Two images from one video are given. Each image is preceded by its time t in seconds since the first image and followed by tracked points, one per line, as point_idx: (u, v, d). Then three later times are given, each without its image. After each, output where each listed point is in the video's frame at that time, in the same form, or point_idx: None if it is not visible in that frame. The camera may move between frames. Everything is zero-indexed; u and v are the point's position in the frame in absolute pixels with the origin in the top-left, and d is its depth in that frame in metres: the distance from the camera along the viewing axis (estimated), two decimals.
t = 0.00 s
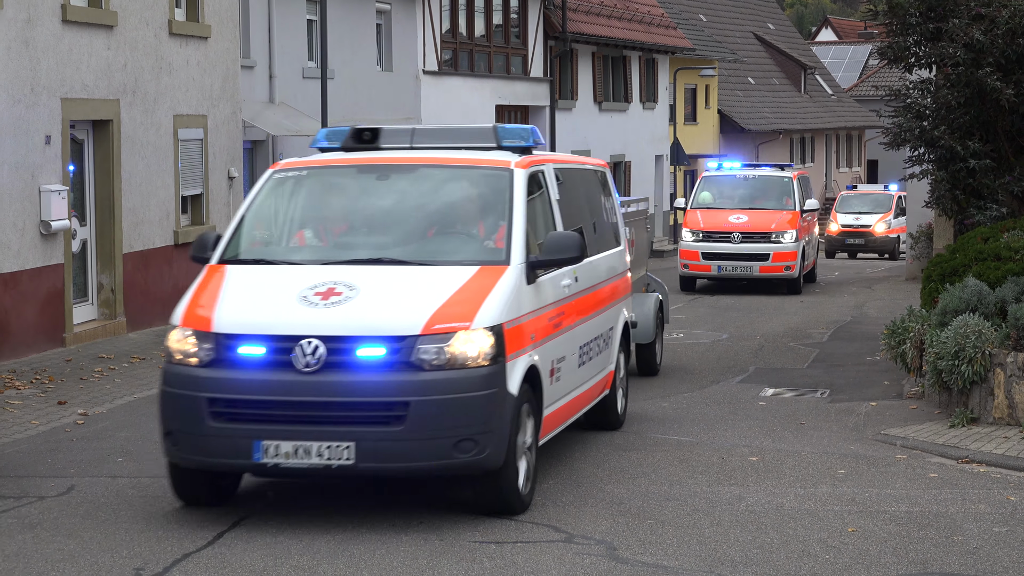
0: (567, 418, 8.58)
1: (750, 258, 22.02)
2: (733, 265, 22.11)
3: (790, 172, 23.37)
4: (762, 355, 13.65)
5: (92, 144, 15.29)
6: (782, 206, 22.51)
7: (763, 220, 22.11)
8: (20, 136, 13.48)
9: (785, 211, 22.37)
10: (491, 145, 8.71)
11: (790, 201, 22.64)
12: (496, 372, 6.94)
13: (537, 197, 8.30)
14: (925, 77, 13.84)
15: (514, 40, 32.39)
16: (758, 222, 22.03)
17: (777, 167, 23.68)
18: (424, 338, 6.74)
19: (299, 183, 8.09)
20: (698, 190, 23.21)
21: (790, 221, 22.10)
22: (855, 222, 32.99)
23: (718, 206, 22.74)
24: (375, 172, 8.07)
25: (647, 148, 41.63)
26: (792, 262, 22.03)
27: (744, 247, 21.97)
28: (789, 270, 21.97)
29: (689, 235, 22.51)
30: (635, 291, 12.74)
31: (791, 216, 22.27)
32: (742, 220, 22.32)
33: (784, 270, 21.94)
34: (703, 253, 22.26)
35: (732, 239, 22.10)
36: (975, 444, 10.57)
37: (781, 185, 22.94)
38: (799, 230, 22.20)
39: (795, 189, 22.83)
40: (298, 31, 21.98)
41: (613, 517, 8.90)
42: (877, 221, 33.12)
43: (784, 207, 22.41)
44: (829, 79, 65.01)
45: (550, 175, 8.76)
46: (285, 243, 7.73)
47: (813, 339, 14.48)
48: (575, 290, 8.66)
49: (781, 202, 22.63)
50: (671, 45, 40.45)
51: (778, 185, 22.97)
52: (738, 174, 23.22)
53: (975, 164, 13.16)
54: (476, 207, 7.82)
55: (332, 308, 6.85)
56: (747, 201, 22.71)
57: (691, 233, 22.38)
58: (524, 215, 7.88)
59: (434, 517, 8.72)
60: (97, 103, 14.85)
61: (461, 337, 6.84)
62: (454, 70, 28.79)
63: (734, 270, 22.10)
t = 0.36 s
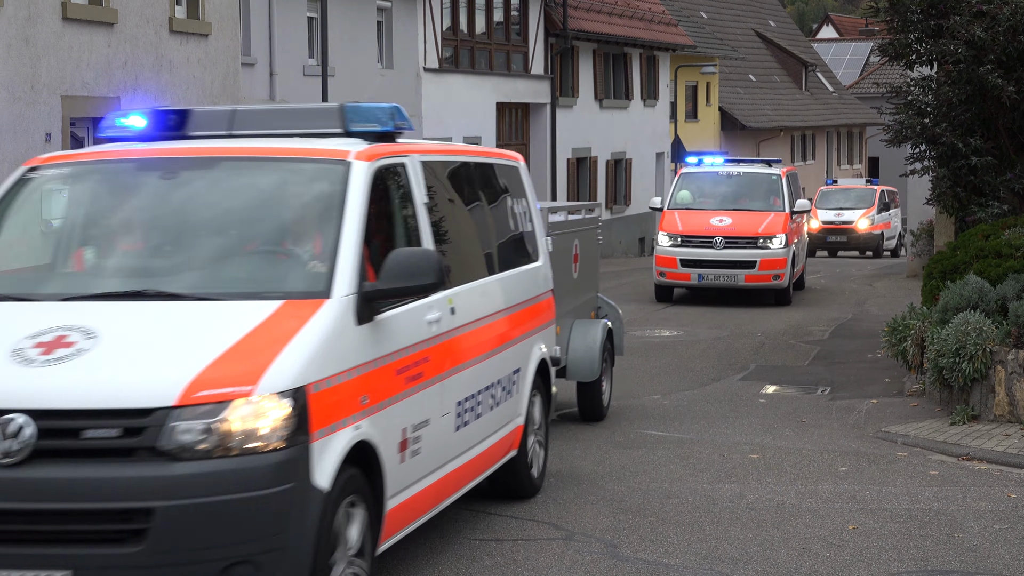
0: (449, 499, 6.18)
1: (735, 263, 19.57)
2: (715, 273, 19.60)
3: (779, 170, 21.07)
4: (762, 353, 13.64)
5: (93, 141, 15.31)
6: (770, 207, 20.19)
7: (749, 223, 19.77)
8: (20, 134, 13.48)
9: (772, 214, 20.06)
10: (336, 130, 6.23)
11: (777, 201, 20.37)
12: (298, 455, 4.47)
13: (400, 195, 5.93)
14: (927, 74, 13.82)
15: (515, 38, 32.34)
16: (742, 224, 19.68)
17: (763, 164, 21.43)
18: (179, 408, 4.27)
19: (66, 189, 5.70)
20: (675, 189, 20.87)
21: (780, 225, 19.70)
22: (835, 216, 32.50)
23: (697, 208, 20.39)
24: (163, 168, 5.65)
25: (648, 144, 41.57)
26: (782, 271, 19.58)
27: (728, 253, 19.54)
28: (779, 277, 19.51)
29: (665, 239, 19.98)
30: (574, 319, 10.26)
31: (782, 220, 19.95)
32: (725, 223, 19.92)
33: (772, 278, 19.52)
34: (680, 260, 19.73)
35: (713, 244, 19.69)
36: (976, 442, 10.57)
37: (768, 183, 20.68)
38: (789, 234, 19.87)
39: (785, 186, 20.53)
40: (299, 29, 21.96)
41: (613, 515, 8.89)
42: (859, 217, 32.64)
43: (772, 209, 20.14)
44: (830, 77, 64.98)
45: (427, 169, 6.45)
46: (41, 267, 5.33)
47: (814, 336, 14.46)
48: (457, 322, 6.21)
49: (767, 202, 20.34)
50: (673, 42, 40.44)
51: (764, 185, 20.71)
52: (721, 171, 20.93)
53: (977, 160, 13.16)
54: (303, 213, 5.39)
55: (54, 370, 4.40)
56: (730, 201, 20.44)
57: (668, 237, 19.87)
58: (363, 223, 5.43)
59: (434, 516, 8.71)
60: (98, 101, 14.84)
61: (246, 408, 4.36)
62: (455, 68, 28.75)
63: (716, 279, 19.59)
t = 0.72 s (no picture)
0: None
1: (704, 273, 17.34)
2: (681, 284, 17.36)
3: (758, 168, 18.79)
4: (752, 351, 13.67)
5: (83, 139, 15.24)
6: (745, 211, 17.97)
7: (721, 227, 17.52)
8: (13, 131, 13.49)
9: (747, 216, 17.82)
10: None
11: (754, 204, 18.11)
12: None
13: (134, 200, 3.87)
14: (917, 74, 13.86)
15: (507, 35, 32.28)
16: (714, 229, 17.44)
17: (738, 162, 19.20)
18: None
19: None
20: (638, 188, 18.60)
21: (757, 230, 17.48)
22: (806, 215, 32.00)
23: (664, 210, 18.12)
24: None
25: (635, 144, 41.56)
26: (758, 281, 17.37)
27: (697, 261, 17.31)
28: (754, 289, 17.31)
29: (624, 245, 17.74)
30: (465, 354, 8.34)
31: (759, 224, 17.66)
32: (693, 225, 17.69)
33: (747, 290, 17.29)
34: (643, 269, 17.47)
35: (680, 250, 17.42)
36: (964, 441, 10.58)
37: (746, 182, 18.41)
38: (766, 241, 17.64)
39: (761, 188, 18.27)
40: (289, 26, 21.96)
41: (602, 514, 8.89)
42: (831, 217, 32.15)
43: (748, 212, 17.94)
44: (820, 76, 65.01)
45: (172, 159, 4.19)
46: None
47: (804, 335, 14.49)
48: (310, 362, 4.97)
49: (743, 203, 18.10)
50: (664, 40, 40.50)
51: (739, 183, 18.41)
52: (690, 170, 18.67)
53: (966, 160, 13.20)
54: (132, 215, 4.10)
55: None
56: (702, 202, 18.16)
57: (628, 243, 17.65)
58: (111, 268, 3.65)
59: (426, 513, 8.72)
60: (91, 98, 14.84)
61: None
62: (446, 65, 28.77)
63: (683, 291, 17.37)
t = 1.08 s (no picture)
0: None
1: (669, 281, 14.57)
2: (641, 295, 14.60)
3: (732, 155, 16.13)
4: (744, 354, 13.33)
5: (53, 138, 14.81)
6: (717, 208, 15.26)
7: (688, 227, 14.78)
8: None
9: (718, 213, 15.14)
10: None
11: (727, 199, 15.42)
12: None
13: None
14: (913, 68, 13.58)
15: (490, 27, 31.50)
16: (680, 229, 14.72)
17: (709, 150, 16.48)
18: None
19: None
20: (590, 183, 15.92)
21: (732, 232, 14.78)
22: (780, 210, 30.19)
23: (619, 208, 15.45)
24: None
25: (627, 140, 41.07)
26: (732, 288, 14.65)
27: (660, 267, 14.56)
28: (729, 300, 14.60)
29: (574, 249, 14.92)
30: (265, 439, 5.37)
31: (734, 222, 14.98)
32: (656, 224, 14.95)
33: (721, 301, 14.59)
34: (595, 278, 14.73)
35: (639, 253, 14.64)
36: (963, 446, 10.24)
37: (717, 173, 15.71)
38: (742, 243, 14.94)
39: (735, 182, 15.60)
40: (266, 18, 21.53)
41: (588, 521, 8.54)
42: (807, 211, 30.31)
43: (720, 208, 15.26)
44: (815, 69, 64.41)
45: None
46: None
47: (797, 337, 14.17)
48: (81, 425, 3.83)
49: (714, 198, 15.42)
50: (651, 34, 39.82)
51: (710, 174, 15.70)
52: (651, 162, 16.01)
53: (964, 156, 12.89)
54: None
55: None
56: (666, 197, 15.48)
57: (580, 247, 14.86)
58: None
59: (405, 520, 8.36)
60: (59, 92, 14.41)
61: None
62: (428, 58, 28.05)
63: (643, 303, 14.63)
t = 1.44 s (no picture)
0: None
1: (628, 317, 11.39)
2: (591, 335, 11.40)
3: (707, 158, 13.20)
4: (744, 363, 12.83)
5: (18, 136, 14.14)
6: (688, 226, 12.27)
7: (653, 250, 11.71)
8: None
9: (688, 232, 12.15)
10: None
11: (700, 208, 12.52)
12: None
13: None
14: (920, 64, 14.07)
15: (478, 20, 30.29)
16: (641, 254, 11.62)
17: (680, 149, 13.50)
18: None
19: None
20: (530, 193, 12.86)
21: (706, 257, 11.71)
22: (764, 213, 27.55)
23: (567, 225, 12.40)
24: None
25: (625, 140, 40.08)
26: (707, 325, 11.52)
27: (617, 301, 11.37)
28: (702, 340, 11.47)
29: (507, 277, 11.74)
30: None
31: (708, 243, 11.98)
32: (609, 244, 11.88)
33: (691, 343, 11.44)
34: (533, 313, 11.54)
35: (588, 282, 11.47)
36: (973, 459, 9.71)
37: (689, 180, 12.79)
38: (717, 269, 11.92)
39: (711, 191, 12.67)
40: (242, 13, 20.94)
41: (582, 538, 8.01)
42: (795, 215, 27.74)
43: (693, 224, 12.30)
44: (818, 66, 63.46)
45: None
46: None
47: (799, 345, 13.69)
48: None
49: (685, 209, 12.49)
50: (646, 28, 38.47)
51: (677, 180, 12.79)
52: (606, 166, 13.02)
53: (975, 153, 13.31)
54: None
55: None
56: (625, 209, 12.52)
57: (515, 276, 11.68)
58: None
59: (388, 538, 7.83)
60: (26, 88, 13.81)
61: None
62: (413, 53, 27.13)
63: (594, 346, 11.43)
